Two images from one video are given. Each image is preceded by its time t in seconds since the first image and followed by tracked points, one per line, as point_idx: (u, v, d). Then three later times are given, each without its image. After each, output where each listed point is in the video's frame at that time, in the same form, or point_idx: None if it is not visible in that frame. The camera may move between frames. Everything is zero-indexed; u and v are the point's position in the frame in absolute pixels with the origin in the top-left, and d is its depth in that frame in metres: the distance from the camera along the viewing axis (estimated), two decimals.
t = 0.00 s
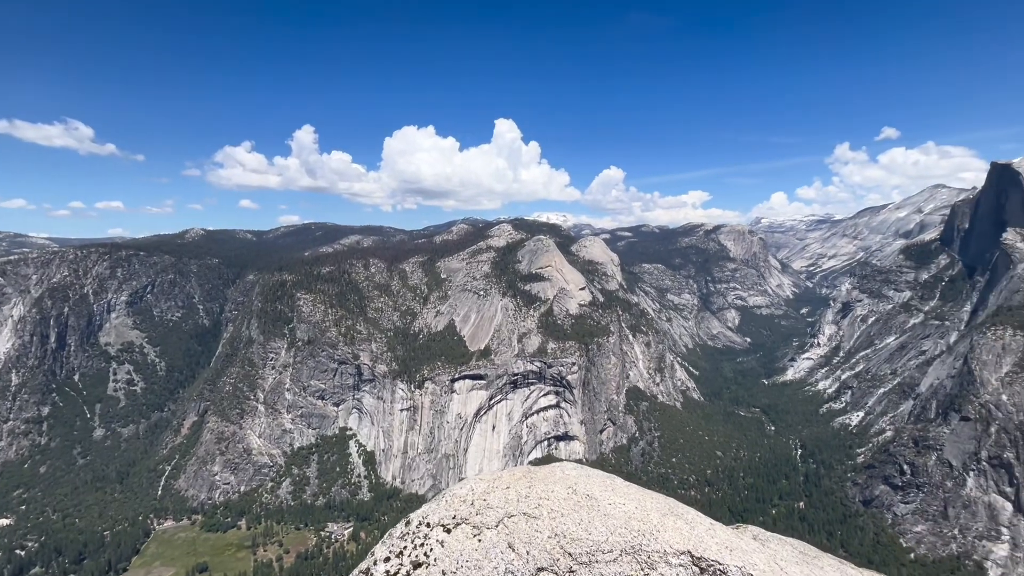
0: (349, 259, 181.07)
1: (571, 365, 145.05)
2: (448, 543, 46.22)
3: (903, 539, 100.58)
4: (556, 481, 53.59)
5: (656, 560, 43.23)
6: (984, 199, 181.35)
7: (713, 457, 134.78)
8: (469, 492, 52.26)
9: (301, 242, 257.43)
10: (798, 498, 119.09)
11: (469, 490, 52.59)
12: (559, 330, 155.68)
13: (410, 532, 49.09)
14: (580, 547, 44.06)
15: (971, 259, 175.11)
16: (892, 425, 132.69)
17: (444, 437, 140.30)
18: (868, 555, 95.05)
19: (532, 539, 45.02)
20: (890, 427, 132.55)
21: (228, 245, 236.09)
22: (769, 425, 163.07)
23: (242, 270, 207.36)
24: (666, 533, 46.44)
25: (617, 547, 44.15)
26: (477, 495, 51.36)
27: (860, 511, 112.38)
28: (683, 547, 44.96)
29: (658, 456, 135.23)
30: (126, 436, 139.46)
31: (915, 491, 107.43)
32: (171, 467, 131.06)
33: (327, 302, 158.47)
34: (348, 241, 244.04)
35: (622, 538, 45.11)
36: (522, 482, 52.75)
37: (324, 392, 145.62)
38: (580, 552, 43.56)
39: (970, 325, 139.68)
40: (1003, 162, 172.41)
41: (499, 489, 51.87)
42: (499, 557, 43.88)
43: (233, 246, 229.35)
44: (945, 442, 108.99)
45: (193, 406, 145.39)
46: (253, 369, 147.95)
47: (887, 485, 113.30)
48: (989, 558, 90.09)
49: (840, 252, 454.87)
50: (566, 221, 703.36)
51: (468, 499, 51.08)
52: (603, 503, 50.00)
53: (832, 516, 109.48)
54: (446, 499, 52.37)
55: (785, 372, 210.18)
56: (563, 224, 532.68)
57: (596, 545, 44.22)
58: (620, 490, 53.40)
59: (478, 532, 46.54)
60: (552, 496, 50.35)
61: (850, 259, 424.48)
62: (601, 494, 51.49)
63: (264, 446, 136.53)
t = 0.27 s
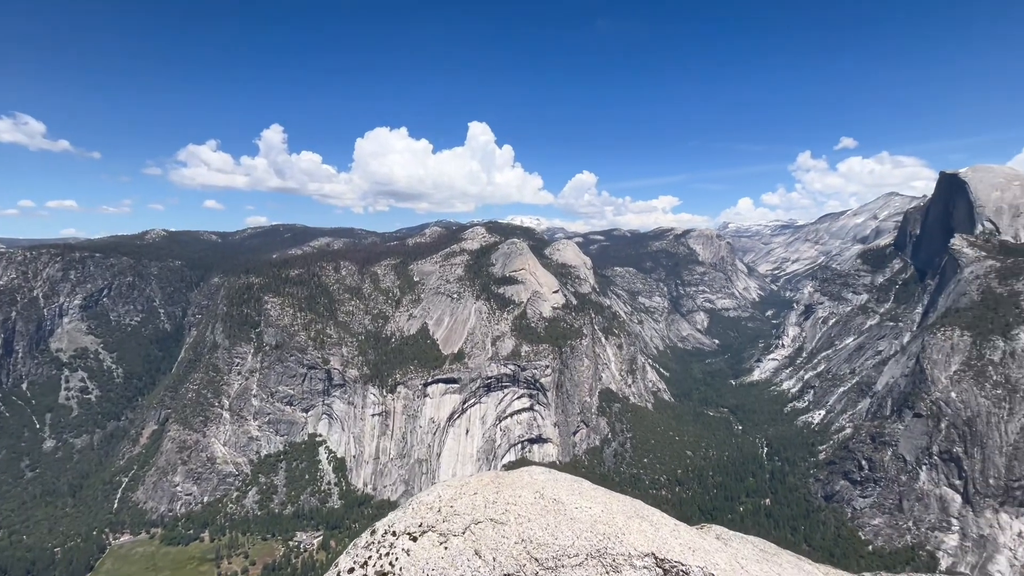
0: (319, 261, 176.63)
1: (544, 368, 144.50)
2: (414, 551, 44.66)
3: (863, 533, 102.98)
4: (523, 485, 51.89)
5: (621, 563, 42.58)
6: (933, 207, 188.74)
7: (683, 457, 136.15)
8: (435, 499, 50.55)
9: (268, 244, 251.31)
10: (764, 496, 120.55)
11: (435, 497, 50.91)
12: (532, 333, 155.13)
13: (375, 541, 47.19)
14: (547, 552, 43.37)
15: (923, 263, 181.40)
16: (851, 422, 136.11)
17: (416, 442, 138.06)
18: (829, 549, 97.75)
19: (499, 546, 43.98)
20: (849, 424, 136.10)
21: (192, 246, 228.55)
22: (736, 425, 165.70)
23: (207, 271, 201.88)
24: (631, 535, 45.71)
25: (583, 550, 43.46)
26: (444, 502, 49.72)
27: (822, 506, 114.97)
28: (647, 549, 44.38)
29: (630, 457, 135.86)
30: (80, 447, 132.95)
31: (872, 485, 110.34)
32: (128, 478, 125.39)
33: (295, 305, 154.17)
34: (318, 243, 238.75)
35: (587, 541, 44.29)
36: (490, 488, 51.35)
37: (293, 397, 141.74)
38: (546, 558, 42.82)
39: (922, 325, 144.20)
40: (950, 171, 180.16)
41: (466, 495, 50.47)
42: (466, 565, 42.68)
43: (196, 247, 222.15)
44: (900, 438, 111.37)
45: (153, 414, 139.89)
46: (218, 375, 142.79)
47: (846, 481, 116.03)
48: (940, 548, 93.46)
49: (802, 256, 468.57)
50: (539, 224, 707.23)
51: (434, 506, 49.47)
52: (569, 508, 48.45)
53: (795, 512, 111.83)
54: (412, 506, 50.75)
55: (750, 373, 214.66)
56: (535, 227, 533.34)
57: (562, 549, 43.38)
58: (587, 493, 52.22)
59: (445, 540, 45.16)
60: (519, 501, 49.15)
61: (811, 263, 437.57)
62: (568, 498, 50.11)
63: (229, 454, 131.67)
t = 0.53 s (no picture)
0: (286, 263, 171.60)
1: (517, 371, 144.13)
2: (380, 561, 41.51)
3: (822, 526, 107.06)
4: (491, 491, 48.23)
5: (588, 567, 38.56)
6: (887, 214, 195.64)
7: (653, 457, 137.11)
8: (403, 507, 47.55)
9: (232, 246, 244.20)
10: (731, 493, 122.46)
11: (402, 505, 47.88)
12: (505, 336, 154.07)
13: (339, 553, 44.40)
14: (513, 559, 39.41)
15: (876, 267, 188.04)
16: (813, 420, 138.84)
17: (387, 447, 134.89)
18: (792, 543, 100.56)
19: (466, 553, 40.22)
20: (810, 422, 139.54)
21: (151, 247, 220.08)
22: (704, 425, 167.94)
23: (165, 275, 192.32)
24: (599, 539, 41.69)
25: (549, 555, 39.61)
26: (411, 510, 46.57)
27: (784, 502, 118.73)
28: (615, 553, 40.44)
29: (602, 458, 135.89)
30: (27, 460, 126.13)
31: (832, 481, 113.97)
32: (80, 491, 119.38)
33: (261, 309, 149.05)
34: (285, 245, 232.31)
35: (556, 546, 40.69)
36: (458, 494, 48.08)
37: (258, 404, 137.31)
38: (513, 564, 38.89)
39: (876, 327, 149.47)
40: (902, 180, 187.03)
41: (433, 503, 47.21)
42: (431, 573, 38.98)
43: (156, 249, 214.01)
44: (856, 434, 115.79)
45: (108, 422, 133.20)
46: (179, 381, 136.68)
47: (808, 477, 119.66)
48: (894, 539, 97.29)
49: (765, 260, 481.03)
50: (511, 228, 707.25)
51: (401, 514, 46.40)
52: (538, 515, 44.53)
53: (760, 508, 114.52)
54: (379, 516, 47.84)
55: (718, 373, 218.27)
56: (507, 229, 531.61)
57: (530, 556, 39.47)
58: (554, 497, 48.20)
59: (411, 548, 41.73)
60: (487, 507, 45.59)
61: (774, 267, 449.63)
62: (536, 503, 46.38)
63: (189, 464, 126.06)
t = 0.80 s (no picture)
0: (250, 265, 164.15)
1: (488, 374, 142.62)
2: None
3: (784, 521, 109.04)
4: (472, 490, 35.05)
5: None
6: (842, 221, 201.37)
7: (622, 458, 137.30)
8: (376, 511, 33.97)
9: (192, 246, 235.56)
10: (698, 491, 123.72)
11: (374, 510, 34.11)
12: (476, 339, 152.16)
13: (298, 568, 31.08)
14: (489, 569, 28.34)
15: (834, 271, 193.07)
16: (774, 419, 141.58)
17: (356, 453, 131.55)
18: (755, 538, 102.39)
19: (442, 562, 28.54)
20: (772, 420, 142.34)
21: (105, 248, 210.47)
22: (671, 424, 169.33)
23: (121, 274, 184.60)
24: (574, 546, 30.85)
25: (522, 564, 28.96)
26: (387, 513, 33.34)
27: (749, 498, 120.39)
28: (580, 557, 30.55)
29: (572, 459, 135.00)
30: None
31: (793, 477, 116.62)
32: (25, 506, 113.25)
33: (223, 312, 142.34)
34: (249, 247, 225.09)
35: (529, 553, 30.44)
36: (427, 499, 34.41)
37: (220, 410, 132.56)
38: None
39: (833, 328, 153.07)
40: (856, 188, 192.91)
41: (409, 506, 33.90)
42: None
43: (111, 250, 204.85)
44: (815, 432, 119.14)
45: (55, 432, 126.05)
46: (134, 389, 130.03)
47: (770, 474, 122.13)
48: (850, 531, 100.12)
49: (730, 264, 492.83)
50: (482, 230, 705.27)
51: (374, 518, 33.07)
52: (507, 520, 32.64)
53: (726, 504, 116.35)
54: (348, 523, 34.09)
55: (685, 374, 221.36)
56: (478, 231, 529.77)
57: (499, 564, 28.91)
58: (535, 496, 35.52)
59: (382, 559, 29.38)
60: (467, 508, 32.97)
61: (738, 271, 461.12)
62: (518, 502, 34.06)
63: (145, 474, 120.16)
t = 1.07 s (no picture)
0: (211, 267, 154.77)
1: (459, 376, 140.19)
2: None
3: (746, 517, 109.81)
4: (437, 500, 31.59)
5: None
6: (800, 226, 206.17)
7: (591, 458, 137.06)
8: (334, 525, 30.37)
9: (148, 247, 225.53)
10: (664, 489, 124.47)
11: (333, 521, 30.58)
12: (446, 341, 149.80)
13: None
14: None
15: (793, 274, 197.85)
16: (737, 418, 143.78)
17: (322, 459, 127.98)
18: (720, 534, 102.97)
19: None
20: (735, 419, 144.51)
21: (53, 248, 199.58)
22: (639, 425, 170.11)
23: (67, 278, 171.03)
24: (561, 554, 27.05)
25: None
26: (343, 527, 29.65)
27: (713, 496, 121.01)
28: (550, 562, 26.77)
29: (542, 461, 133.70)
30: None
31: (754, 474, 118.47)
32: None
33: (180, 315, 135.47)
34: (209, 248, 216.51)
35: (495, 561, 26.47)
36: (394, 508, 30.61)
37: (177, 417, 126.96)
38: None
39: (792, 329, 156.29)
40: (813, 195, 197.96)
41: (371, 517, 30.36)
42: None
43: (59, 250, 194.55)
44: (776, 430, 121.85)
45: None
46: (83, 396, 122.59)
47: (734, 471, 123.64)
48: (808, 525, 102.02)
49: (694, 267, 502.71)
50: (452, 232, 701.80)
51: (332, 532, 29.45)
52: (472, 525, 28.96)
53: (690, 502, 117.43)
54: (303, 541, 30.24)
55: (652, 375, 223.54)
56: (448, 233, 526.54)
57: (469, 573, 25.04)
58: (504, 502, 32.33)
59: None
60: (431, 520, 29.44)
61: (702, 274, 470.70)
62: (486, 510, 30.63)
63: (93, 484, 113.41)
